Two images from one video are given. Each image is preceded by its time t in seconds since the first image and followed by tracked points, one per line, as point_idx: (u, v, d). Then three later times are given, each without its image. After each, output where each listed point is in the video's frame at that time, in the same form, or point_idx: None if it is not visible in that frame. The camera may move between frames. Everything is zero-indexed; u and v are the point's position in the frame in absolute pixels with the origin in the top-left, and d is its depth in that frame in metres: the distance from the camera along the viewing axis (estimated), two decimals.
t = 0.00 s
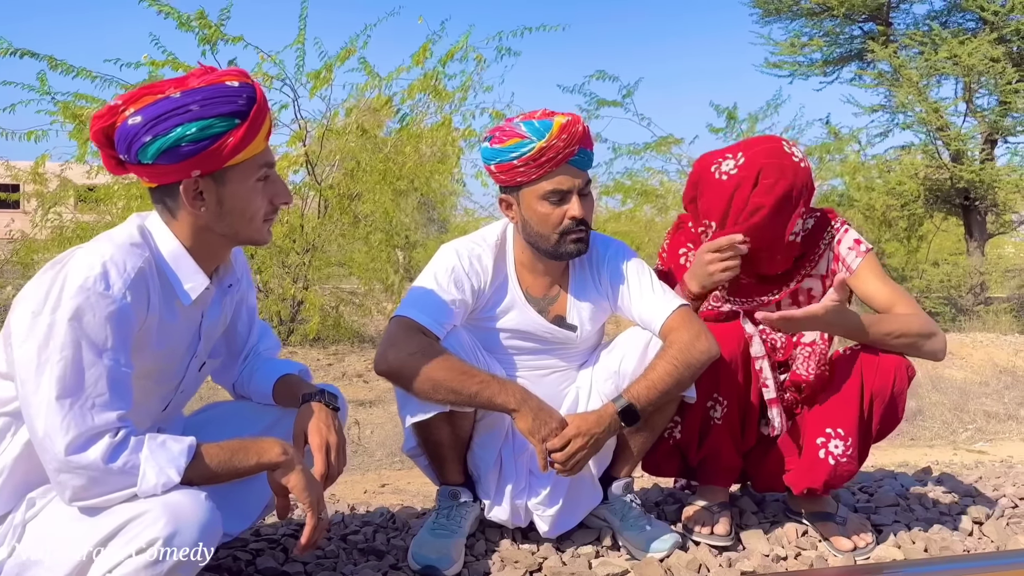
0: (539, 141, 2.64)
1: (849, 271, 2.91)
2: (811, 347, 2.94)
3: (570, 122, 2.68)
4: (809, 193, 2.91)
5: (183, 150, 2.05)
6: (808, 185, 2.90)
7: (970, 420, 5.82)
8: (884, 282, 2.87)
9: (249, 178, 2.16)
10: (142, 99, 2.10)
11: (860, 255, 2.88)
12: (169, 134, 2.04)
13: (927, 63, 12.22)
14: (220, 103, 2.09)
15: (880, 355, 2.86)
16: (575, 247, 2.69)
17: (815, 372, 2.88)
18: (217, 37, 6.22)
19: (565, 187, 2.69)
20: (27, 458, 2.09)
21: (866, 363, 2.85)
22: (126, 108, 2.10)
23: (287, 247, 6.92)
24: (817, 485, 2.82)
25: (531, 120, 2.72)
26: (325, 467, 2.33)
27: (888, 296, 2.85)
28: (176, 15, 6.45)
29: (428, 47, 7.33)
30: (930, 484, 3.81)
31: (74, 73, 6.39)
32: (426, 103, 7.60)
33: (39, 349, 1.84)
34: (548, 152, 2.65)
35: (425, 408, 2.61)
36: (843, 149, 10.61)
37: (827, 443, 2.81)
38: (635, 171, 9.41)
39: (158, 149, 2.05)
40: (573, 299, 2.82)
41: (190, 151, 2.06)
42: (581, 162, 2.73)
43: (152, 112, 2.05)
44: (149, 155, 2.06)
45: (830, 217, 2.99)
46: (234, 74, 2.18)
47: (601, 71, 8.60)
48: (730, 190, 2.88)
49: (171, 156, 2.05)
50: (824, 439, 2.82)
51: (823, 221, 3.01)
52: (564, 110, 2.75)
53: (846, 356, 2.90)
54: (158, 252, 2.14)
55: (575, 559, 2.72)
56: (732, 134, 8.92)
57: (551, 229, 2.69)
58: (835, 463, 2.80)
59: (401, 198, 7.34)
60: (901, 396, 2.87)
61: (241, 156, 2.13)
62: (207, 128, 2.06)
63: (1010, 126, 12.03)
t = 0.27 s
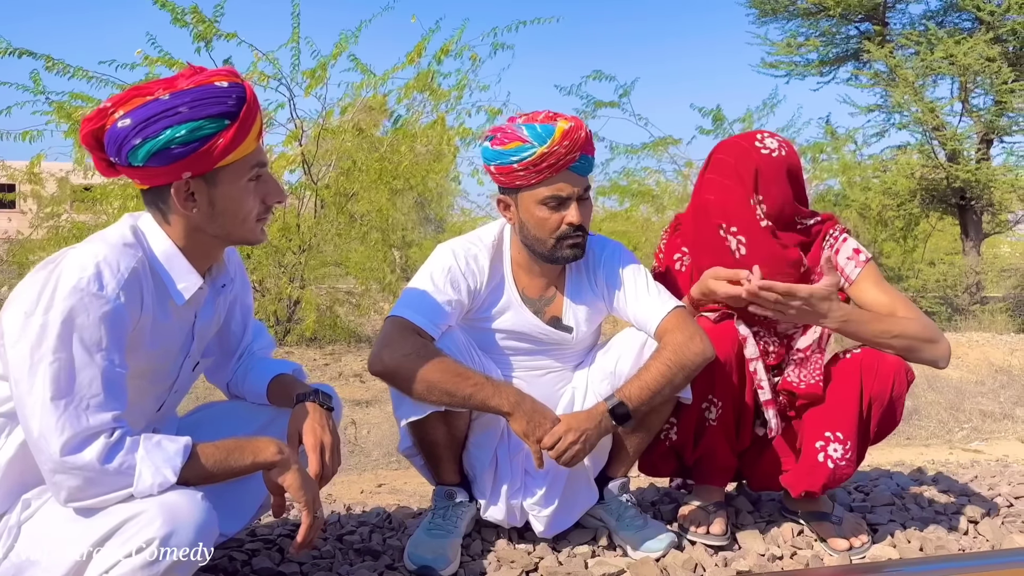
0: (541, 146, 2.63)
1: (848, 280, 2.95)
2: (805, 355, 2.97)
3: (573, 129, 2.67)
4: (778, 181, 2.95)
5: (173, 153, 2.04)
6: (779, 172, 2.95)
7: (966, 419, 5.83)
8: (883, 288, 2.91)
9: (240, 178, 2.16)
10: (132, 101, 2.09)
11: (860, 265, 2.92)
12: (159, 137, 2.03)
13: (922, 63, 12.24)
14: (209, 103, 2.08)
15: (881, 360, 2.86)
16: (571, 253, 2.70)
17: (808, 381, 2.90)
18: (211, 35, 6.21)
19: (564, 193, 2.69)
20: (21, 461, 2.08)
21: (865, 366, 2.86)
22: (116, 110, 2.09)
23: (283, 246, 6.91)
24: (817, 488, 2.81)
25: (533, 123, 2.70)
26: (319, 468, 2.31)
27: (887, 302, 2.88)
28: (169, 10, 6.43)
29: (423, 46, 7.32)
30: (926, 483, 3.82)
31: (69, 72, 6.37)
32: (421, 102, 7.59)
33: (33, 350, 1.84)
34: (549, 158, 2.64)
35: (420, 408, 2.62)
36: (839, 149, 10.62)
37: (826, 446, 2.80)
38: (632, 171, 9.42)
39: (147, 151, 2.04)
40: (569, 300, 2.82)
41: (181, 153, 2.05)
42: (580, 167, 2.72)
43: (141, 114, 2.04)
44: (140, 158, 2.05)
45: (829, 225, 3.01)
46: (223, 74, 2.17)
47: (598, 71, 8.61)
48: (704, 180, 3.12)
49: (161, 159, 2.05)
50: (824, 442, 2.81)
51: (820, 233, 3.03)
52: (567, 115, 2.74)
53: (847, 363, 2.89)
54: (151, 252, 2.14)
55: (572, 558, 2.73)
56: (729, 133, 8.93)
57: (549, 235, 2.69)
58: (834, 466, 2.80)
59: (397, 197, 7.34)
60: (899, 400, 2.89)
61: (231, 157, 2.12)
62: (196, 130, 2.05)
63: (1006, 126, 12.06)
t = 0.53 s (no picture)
0: (546, 147, 2.63)
1: (843, 282, 2.93)
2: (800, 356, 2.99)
3: (579, 132, 2.68)
4: (759, 185, 2.99)
5: (166, 153, 2.04)
6: (760, 176, 3.00)
7: (962, 418, 5.84)
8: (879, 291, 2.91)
9: (235, 178, 2.15)
10: (125, 101, 2.08)
11: (854, 266, 2.91)
12: (153, 138, 2.03)
13: (919, 63, 12.25)
14: (203, 104, 2.08)
15: (879, 361, 2.84)
16: (569, 255, 2.70)
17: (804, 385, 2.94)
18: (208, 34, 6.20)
19: (565, 196, 2.69)
20: (16, 462, 2.08)
21: (864, 367, 2.84)
22: (109, 111, 2.09)
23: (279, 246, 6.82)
24: (811, 487, 2.82)
25: (540, 123, 2.70)
26: (315, 468, 2.31)
27: (886, 304, 2.88)
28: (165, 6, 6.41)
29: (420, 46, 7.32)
30: (922, 483, 3.83)
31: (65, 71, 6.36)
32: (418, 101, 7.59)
33: (27, 350, 1.83)
34: (553, 160, 2.64)
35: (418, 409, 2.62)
36: (836, 148, 10.63)
37: (823, 446, 2.80)
38: (629, 171, 9.42)
39: (141, 152, 2.04)
40: (566, 301, 2.82)
41: (174, 154, 2.05)
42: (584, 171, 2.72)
43: (134, 115, 2.03)
44: (133, 159, 2.05)
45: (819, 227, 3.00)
46: (216, 74, 2.16)
47: (595, 71, 8.62)
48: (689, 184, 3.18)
49: (155, 159, 2.04)
50: (820, 442, 2.81)
51: (812, 234, 3.02)
52: (573, 118, 2.74)
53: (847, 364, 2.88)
54: (145, 252, 2.13)
55: (568, 558, 2.73)
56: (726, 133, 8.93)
57: (549, 236, 2.69)
58: (829, 466, 2.80)
59: (394, 197, 7.33)
60: (898, 401, 2.87)
61: (225, 158, 2.12)
62: (190, 130, 2.05)
63: (1003, 126, 12.08)
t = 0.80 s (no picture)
0: (549, 149, 2.63)
1: (832, 281, 2.96)
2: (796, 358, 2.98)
3: (581, 135, 2.68)
4: (754, 173, 3.00)
5: (162, 155, 2.04)
6: (755, 165, 3.00)
7: (959, 418, 5.85)
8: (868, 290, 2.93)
9: (232, 180, 2.15)
10: (121, 103, 2.08)
11: (844, 265, 2.93)
12: (148, 140, 2.03)
13: (916, 64, 12.27)
14: (198, 106, 2.08)
15: (873, 361, 2.85)
16: (567, 256, 2.70)
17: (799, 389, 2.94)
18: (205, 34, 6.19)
19: (565, 197, 2.69)
20: (14, 463, 2.08)
21: (858, 367, 2.85)
22: (105, 112, 2.08)
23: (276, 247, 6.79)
24: (809, 489, 2.82)
25: (543, 124, 2.70)
26: (312, 470, 2.31)
27: (877, 305, 2.90)
28: (161, 5, 6.40)
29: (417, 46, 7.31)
30: (919, 483, 3.83)
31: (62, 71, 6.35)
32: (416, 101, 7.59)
33: (23, 351, 1.83)
34: (556, 161, 2.64)
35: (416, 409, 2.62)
36: (833, 148, 10.64)
37: (819, 448, 2.81)
38: (627, 171, 9.42)
39: (137, 154, 2.04)
40: (565, 302, 2.82)
41: (170, 156, 2.05)
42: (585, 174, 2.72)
43: (130, 117, 2.03)
44: (129, 160, 2.05)
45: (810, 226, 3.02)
46: (212, 76, 2.16)
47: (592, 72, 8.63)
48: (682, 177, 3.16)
49: (152, 161, 2.04)
50: (816, 444, 2.81)
51: (801, 233, 3.03)
52: (575, 120, 2.74)
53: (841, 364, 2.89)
54: (142, 253, 2.13)
55: (566, 559, 2.73)
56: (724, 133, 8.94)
57: (549, 238, 2.69)
58: (827, 467, 2.80)
59: (391, 198, 7.33)
60: (893, 400, 2.88)
61: (223, 159, 2.12)
62: (186, 132, 2.05)
63: (1000, 126, 12.09)
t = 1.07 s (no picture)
0: (545, 145, 2.63)
1: (831, 280, 2.96)
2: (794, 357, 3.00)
3: (578, 132, 2.68)
4: (754, 171, 3.01)
5: (161, 158, 2.04)
6: (755, 164, 3.02)
7: (958, 419, 5.85)
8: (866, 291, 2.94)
9: (232, 183, 2.15)
10: (122, 105, 2.08)
11: (844, 265, 2.93)
12: (148, 142, 2.03)
13: (915, 64, 12.28)
14: (199, 109, 2.08)
15: (873, 361, 2.86)
16: (565, 254, 2.70)
17: (798, 388, 2.94)
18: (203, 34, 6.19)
19: (562, 194, 2.69)
20: (14, 464, 2.08)
21: (857, 367, 2.85)
22: (106, 114, 2.08)
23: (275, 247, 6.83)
24: (810, 490, 2.81)
25: (539, 123, 2.70)
26: (311, 471, 2.32)
27: (877, 305, 2.91)
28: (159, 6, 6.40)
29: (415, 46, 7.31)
30: (918, 483, 3.84)
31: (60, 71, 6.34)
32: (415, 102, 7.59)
33: (23, 353, 1.84)
34: (552, 158, 2.64)
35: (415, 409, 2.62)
36: (832, 149, 10.65)
37: (819, 449, 2.81)
38: (626, 172, 9.43)
39: (137, 156, 2.04)
40: (564, 302, 2.82)
41: (169, 159, 2.05)
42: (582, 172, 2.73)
43: (131, 119, 2.03)
44: (128, 163, 2.05)
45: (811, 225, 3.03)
46: (214, 79, 2.16)
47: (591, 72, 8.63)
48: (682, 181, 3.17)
49: (151, 164, 2.05)
50: (816, 444, 2.82)
51: (801, 233, 3.04)
52: (573, 118, 2.74)
53: (840, 364, 2.89)
54: (143, 255, 2.13)
55: (565, 559, 2.73)
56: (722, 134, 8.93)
57: (545, 235, 2.69)
58: (827, 467, 2.81)
59: (390, 198, 7.34)
60: (892, 400, 2.88)
61: (223, 162, 2.11)
62: (186, 136, 2.05)
63: (998, 127, 12.11)
